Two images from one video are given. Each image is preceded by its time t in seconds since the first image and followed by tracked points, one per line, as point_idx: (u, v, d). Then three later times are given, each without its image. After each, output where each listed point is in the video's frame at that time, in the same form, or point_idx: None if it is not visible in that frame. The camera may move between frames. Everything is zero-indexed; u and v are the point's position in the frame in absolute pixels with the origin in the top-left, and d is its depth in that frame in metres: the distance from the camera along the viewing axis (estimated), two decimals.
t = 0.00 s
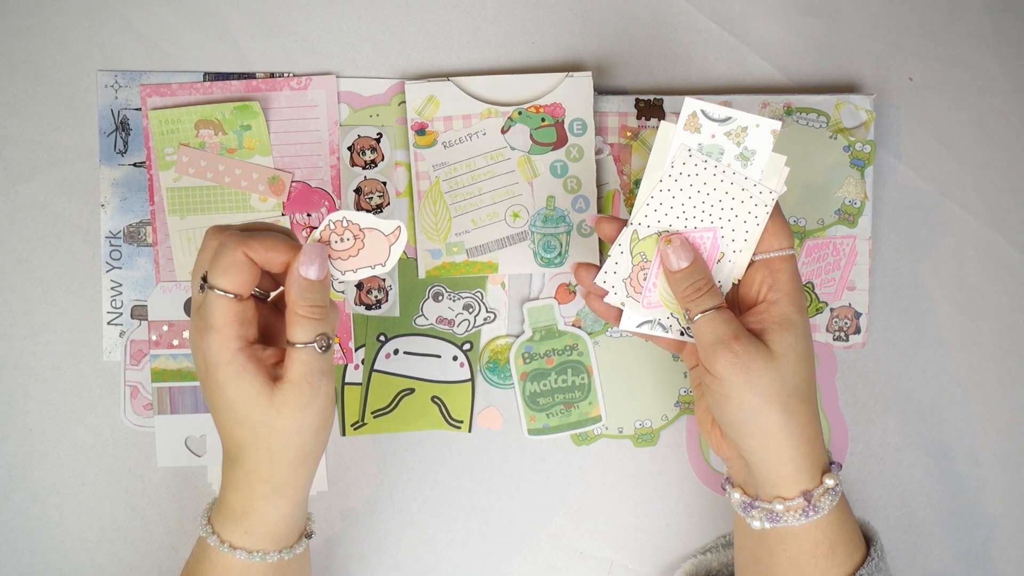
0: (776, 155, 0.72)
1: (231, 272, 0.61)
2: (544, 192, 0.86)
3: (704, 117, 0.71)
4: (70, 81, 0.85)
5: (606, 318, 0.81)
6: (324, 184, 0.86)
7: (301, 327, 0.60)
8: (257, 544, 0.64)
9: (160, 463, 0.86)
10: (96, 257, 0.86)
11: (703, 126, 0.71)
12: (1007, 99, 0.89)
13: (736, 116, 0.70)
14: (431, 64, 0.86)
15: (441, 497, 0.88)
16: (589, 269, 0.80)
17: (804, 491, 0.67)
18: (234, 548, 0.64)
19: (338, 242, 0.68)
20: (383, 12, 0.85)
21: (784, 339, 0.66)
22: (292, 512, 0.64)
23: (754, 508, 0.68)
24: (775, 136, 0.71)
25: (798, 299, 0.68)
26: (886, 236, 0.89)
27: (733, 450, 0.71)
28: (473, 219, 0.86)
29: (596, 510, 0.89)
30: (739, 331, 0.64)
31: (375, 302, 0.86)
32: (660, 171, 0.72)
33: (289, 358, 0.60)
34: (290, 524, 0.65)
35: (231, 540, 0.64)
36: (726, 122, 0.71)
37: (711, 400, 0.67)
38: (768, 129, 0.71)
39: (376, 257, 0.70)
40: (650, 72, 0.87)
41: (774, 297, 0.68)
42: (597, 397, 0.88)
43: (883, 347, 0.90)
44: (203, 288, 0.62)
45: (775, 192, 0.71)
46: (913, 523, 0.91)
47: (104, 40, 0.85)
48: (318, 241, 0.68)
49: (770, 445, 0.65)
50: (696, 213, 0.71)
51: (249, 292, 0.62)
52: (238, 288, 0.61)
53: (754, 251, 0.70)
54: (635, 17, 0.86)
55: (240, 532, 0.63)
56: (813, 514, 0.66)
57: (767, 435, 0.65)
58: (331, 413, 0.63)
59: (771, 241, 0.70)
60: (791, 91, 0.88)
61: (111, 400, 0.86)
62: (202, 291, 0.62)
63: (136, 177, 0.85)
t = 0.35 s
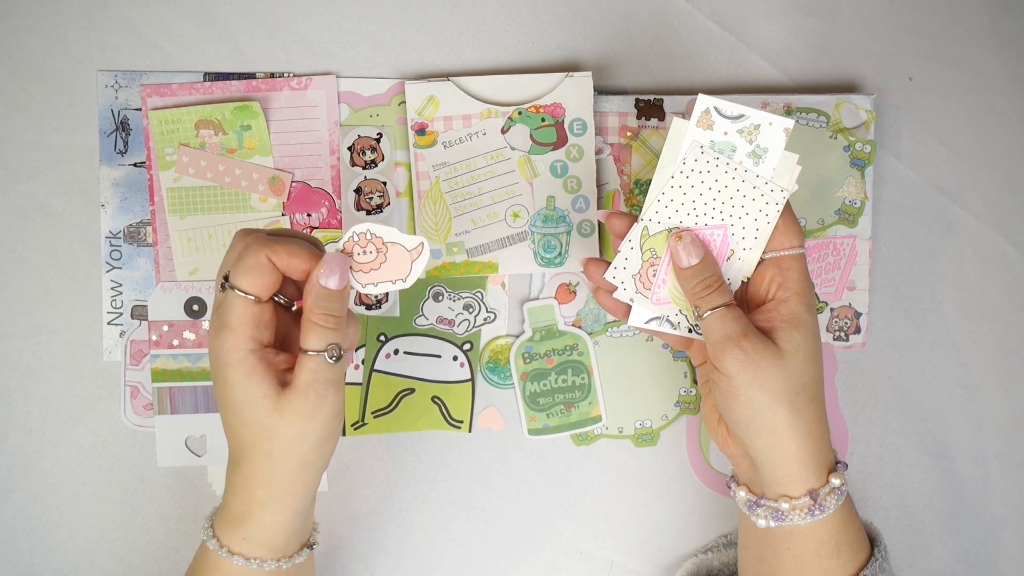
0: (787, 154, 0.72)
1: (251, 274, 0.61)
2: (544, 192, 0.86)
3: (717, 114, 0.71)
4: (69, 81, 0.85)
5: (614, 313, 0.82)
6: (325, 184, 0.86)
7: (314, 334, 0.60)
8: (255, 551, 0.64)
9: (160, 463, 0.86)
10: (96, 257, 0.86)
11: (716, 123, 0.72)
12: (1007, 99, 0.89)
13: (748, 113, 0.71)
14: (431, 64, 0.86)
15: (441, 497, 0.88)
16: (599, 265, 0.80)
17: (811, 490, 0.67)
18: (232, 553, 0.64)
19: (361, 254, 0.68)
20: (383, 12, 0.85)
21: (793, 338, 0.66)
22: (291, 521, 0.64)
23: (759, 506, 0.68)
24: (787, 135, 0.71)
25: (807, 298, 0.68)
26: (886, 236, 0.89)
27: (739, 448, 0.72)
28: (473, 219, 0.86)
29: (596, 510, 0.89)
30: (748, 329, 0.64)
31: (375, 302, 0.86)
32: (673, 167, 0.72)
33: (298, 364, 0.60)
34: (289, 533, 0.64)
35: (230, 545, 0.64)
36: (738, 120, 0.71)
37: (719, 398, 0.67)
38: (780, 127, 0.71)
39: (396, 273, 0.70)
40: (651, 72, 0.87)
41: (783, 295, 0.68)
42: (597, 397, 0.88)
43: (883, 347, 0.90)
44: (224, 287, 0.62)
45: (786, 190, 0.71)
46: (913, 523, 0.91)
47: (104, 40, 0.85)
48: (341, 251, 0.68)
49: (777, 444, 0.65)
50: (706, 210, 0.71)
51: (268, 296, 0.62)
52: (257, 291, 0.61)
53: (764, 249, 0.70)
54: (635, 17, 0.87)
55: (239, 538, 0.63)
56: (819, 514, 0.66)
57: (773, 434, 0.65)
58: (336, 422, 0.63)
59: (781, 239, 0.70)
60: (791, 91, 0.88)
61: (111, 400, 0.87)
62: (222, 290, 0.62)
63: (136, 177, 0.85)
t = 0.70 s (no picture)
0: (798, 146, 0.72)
1: (274, 310, 0.62)
2: (544, 192, 0.86)
3: (728, 106, 0.71)
4: (70, 81, 0.85)
5: (625, 307, 0.82)
6: (325, 184, 0.86)
7: (328, 370, 0.60)
8: None
9: (160, 463, 0.86)
10: (96, 257, 0.86)
11: (728, 116, 0.71)
12: (1006, 99, 0.89)
13: (761, 106, 0.70)
14: (431, 64, 0.86)
15: (440, 497, 0.88)
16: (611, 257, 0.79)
17: (818, 484, 0.66)
18: None
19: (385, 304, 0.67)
20: (383, 12, 0.86)
21: (803, 330, 0.66)
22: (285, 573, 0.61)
23: (766, 500, 0.69)
24: (799, 128, 0.71)
25: (817, 291, 0.68)
26: (886, 236, 0.89)
27: (747, 442, 0.71)
28: (473, 219, 0.86)
29: (596, 510, 0.89)
30: (758, 321, 0.64)
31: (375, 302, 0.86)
32: (684, 160, 0.72)
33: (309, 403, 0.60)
34: None
35: None
36: (750, 113, 0.71)
37: (727, 391, 0.67)
38: (792, 120, 0.71)
39: (420, 312, 0.69)
40: (651, 72, 0.87)
41: (793, 289, 0.68)
42: (597, 397, 0.88)
43: (883, 348, 0.90)
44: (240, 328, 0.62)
45: (797, 183, 0.71)
46: (913, 524, 0.91)
47: (104, 40, 0.85)
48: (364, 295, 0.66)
49: (785, 436, 0.65)
50: (717, 203, 0.71)
51: (286, 336, 0.62)
52: (278, 330, 0.62)
53: (774, 242, 0.71)
54: (635, 17, 0.87)
55: None
56: (825, 508, 0.66)
57: (782, 427, 0.65)
58: (340, 466, 0.62)
59: (791, 234, 0.71)
60: (791, 91, 0.88)
61: (110, 400, 0.87)
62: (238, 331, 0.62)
63: (136, 176, 0.85)
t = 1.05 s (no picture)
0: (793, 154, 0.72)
1: (378, 438, 0.72)
2: (544, 192, 0.86)
3: (721, 117, 0.71)
4: (70, 81, 0.85)
5: (622, 320, 0.81)
6: (325, 184, 0.86)
7: (429, 491, 0.73)
8: None
9: (160, 463, 0.86)
10: (96, 257, 0.86)
11: (721, 126, 0.71)
12: (1006, 99, 0.89)
13: (753, 116, 0.70)
14: (431, 64, 0.86)
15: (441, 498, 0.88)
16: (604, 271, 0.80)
17: (822, 493, 0.67)
18: None
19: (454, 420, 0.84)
20: (383, 12, 0.86)
21: (803, 340, 0.66)
22: None
23: (770, 510, 0.69)
24: (792, 136, 0.71)
25: (815, 300, 0.68)
26: (886, 236, 0.89)
27: (749, 453, 0.72)
28: (473, 219, 0.86)
29: (596, 510, 0.89)
30: (757, 333, 0.64)
31: (375, 302, 0.86)
32: (678, 172, 0.72)
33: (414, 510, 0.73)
34: None
35: None
36: (743, 122, 0.71)
37: (729, 403, 0.67)
38: (786, 129, 0.71)
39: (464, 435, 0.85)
40: (650, 72, 0.87)
41: (792, 298, 0.69)
42: (597, 397, 0.88)
43: (883, 348, 0.90)
44: (349, 451, 0.71)
45: (792, 193, 0.70)
46: (913, 524, 0.91)
47: (104, 40, 0.85)
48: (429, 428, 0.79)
49: (789, 448, 0.65)
50: (712, 213, 0.71)
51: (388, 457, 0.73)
52: (385, 452, 0.72)
53: (770, 251, 0.71)
54: (635, 18, 0.87)
55: None
56: (831, 517, 0.67)
57: (785, 437, 0.65)
58: None
59: (787, 242, 0.71)
60: (791, 91, 0.88)
61: (111, 400, 0.86)
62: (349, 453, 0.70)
63: (136, 176, 0.85)
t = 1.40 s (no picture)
0: (787, 158, 0.72)
1: (302, 485, 0.77)
2: (544, 192, 0.86)
3: (715, 121, 0.71)
4: (70, 81, 0.85)
5: (617, 326, 0.81)
6: (325, 185, 0.86)
7: (359, 517, 0.81)
8: None
9: (160, 463, 0.86)
10: (96, 257, 0.86)
11: (715, 131, 0.71)
12: (1006, 99, 0.89)
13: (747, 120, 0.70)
14: (431, 64, 0.86)
15: (440, 498, 0.88)
16: (599, 277, 0.79)
17: (822, 497, 0.67)
18: None
19: (398, 435, 0.87)
20: (383, 12, 0.85)
21: (800, 343, 0.66)
22: None
23: (769, 514, 0.69)
24: (786, 140, 0.70)
25: (812, 303, 0.69)
26: (886, 237, 0.89)
27: (748, 457, 0.72)
28: (473, 219, 0.86)
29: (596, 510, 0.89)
30: (755, 337, 0.64)
31: (375, 302, 0.86)
32: (672, 176, 0.71)
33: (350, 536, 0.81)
34: None
35: None
36: (737, 126, 0.71)
37: (727, 408, 0.67)
38: (780, 132, 0.71)
39: (431, 446, 0.87)
40: (651, 72, 0.87)
41: (788, 301, 0.69)
42: (597, 397, 0.88)
43: (883, 348, 0.89)
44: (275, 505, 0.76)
45: (787, 196, 0.70)
46: (913, 524, 0.91)
47: (104, 40, 0.85)
48: (384, 436, 0.87)
49: (787, 452, 0.65)
50: (707, 218, 0.70)
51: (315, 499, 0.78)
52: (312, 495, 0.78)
53: (766, 255, 0.71)
54: (635, 17, 0.87)
55: None
56: (831, 520, 0.67)
57: (784, 441, 0.65)
58: None
59: (783, 245, 0.71)
60: (791, 91, 0.88)
61: (111, 400, 0.86)
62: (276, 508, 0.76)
63: (136, 176, 0.85)
